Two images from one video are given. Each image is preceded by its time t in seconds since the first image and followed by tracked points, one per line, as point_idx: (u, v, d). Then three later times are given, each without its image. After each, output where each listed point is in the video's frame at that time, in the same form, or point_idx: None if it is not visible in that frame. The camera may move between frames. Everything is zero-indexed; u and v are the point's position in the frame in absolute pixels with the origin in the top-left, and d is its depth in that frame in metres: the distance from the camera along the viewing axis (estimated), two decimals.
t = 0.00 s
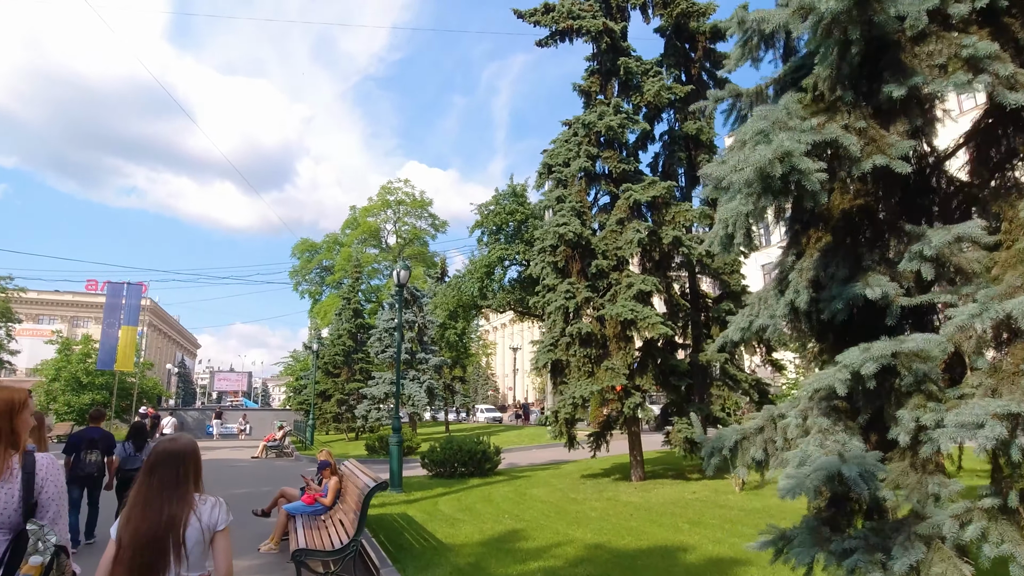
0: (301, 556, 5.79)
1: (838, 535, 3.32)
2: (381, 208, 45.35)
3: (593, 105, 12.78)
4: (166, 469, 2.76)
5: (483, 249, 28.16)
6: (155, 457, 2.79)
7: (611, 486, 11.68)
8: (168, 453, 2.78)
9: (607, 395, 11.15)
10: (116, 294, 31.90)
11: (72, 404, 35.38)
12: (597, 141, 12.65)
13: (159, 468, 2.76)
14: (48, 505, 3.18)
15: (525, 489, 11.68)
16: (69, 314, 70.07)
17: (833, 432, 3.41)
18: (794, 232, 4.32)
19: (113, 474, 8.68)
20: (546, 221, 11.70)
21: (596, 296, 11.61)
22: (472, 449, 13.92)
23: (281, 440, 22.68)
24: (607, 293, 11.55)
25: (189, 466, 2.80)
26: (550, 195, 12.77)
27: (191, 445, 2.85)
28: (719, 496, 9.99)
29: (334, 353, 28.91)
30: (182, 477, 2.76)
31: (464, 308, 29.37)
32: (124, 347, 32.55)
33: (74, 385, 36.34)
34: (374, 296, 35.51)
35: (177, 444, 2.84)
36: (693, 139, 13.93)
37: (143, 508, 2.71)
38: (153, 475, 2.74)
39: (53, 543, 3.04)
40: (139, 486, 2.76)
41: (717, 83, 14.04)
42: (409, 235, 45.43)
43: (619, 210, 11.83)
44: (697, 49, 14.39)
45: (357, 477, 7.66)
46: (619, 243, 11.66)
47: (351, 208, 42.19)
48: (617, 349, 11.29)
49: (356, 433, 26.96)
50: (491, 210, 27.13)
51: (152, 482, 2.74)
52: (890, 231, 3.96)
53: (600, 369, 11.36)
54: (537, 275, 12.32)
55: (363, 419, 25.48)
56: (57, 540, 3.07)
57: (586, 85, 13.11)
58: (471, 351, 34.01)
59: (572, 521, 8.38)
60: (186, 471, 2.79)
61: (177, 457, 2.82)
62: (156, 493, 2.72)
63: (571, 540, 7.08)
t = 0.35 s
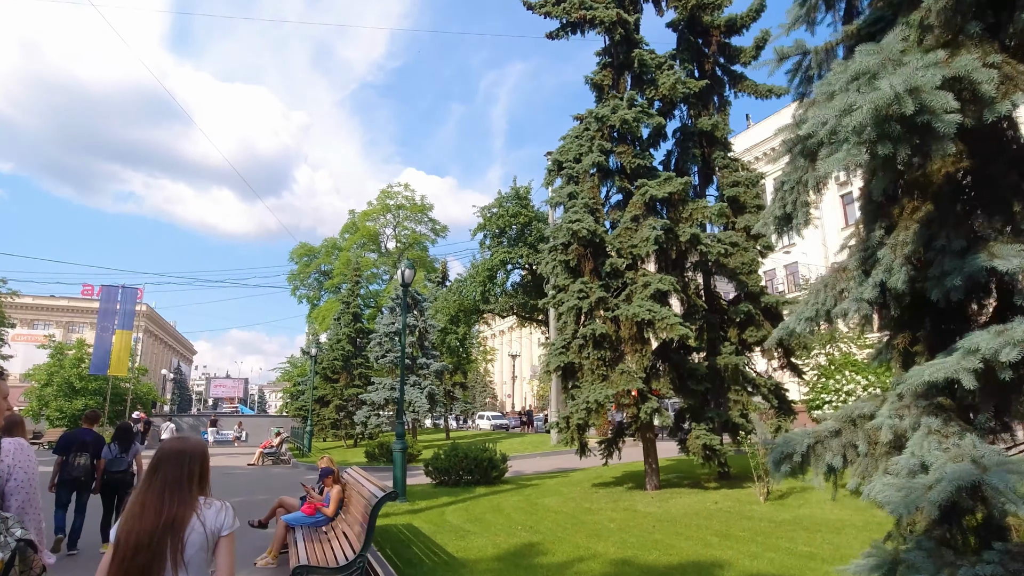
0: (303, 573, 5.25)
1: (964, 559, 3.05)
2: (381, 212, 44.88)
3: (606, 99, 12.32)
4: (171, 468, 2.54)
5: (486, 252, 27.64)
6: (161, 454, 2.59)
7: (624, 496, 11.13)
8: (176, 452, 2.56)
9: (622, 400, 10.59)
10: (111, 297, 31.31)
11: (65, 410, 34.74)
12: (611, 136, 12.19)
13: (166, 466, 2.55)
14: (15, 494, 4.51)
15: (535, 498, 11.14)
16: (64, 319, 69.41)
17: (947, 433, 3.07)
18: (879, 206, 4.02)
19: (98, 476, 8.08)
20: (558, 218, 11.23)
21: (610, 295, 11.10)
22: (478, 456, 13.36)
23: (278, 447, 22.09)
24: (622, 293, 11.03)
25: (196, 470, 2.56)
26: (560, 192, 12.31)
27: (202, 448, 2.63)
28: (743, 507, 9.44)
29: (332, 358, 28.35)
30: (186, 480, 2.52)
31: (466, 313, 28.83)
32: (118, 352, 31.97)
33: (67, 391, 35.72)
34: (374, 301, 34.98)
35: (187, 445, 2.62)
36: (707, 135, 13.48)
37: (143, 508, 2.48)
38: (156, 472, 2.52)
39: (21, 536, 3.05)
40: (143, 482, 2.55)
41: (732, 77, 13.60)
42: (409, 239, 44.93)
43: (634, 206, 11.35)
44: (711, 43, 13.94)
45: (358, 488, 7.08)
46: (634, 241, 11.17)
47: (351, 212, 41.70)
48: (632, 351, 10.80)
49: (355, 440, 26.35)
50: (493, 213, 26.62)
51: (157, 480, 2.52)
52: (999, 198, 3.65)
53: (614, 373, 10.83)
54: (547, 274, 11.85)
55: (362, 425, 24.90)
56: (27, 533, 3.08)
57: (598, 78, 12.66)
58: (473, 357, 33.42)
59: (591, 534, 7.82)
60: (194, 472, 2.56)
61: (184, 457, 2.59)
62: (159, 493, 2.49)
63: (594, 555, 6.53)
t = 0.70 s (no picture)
0: None
1: None
2: (379, 215, 44.40)
3: (617, 93, 11.86)
4: (210, 473, 2.77)
5: (487, 255, 27.18)
6: (190, 460, 2.74)
7: (636, 506, 10.63)
8: (210, 458, 2.80)
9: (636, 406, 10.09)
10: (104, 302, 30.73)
11: (56, 416, 34.04)
12: (622, 131, 11.74)
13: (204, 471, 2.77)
14: None
15: (544, 509, 10.63)
16: (58, 323, 68.57)
17: None
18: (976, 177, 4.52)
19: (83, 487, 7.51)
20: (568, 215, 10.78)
21: (623, 297, 10.61)
22: (483, 464, 12.84)
23: (274, 453, 21.51)
24: (636, 294, 10.54)
25: (222, 472, 2.85)
26: (570, 189, 11.85)
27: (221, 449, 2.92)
28: (766, 519, 8.93)
29: (330, 363, 27.76)
30: (219, 483, 2.79)
31: (466, 317, 28.33)
32: (111, 357, 31.36)
33: (58, 396, 35.02)
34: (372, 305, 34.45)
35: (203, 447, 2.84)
36: (720, 132, 13.04)
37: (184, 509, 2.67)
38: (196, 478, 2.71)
39: None
40: (177, 488, 2.68)
41: (746, 72, 13.18)
42: (408, 242, 44.43)
43: (648, 204, 10.91)
44: (722, 38, 13.53)
45: (360, 503, 6.55)
46: (648, 240, 10.69)
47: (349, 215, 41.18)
48: (646, 354, 10.30)
49: (353, 446, 25.78)
50: (495, 215, 26.15)
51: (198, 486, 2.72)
52: None
53: (627, 378, 10.32)
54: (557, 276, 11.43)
55: (360, 432, 24.34)
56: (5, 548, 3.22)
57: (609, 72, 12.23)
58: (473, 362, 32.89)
59: (607, 549, 7.33)
60: (214, 477, 2.80)
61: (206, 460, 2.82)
62: (198, 495, 2.72)
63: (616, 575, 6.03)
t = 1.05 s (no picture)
0: None
1: None
2: (381, 217, 43.94)
3: (636, 83, 11.39)
4: (234, 487, 3.12)
5: (493, 255, 26.68)
6: (216, 481, 3.03)
7: (658, 515, 10.09)
8: (232, 472, 3.13)
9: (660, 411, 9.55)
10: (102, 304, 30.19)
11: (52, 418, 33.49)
12: (642, 123, 11.26)
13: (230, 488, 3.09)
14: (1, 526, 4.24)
15: (560, 519, 10.12)
16: (56, 325, 68.00)
17: None
18: None
19: (72, 491, 7.06)
20: (588, 210, 10.30)
21: (645, 295, 10.11)
22: (495, 471, 12.29)
23: (275, 457, 20.98)
24: (659, 293, 10.05)
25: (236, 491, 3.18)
26: (587, 183, 11.38)
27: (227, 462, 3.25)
28: (800, 531, 8.40)
29: (333, 365, 27.21)
30: (241, 501, 3.12)
31: (471, 318, 27.85)
32: (109, 359, 30.84)
33: (55, 398, 34.49)
34: (375, 306, 33.94)
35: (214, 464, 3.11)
36: (741, 125, 12.55)
37: (219, 532, 2.97)
38: (228, 498, 3.03)
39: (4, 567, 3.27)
40: (211, 510, 2.96)
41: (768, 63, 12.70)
42: (410, 244, 43.96)
43: (670, 198, 10.43)
44: (742, 29, 13.04)
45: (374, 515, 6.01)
46: (671, 236, 10.21)
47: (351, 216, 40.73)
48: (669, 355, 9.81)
49: (356, 450, 25.23)
50: (501, 215, 25.69)
51: (231, 500, 3.06)
52: None
53: (650, 381, 9.82)
54: (575, 274, 10.96)
55: (363, 435, 23.81)
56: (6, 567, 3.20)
57: (627, 61, 11.75)
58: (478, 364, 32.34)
59: (639, 564, 6.82)
60: (232, 497, 3.08)
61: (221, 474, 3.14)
62: (225, 518, 3.00)
63: None
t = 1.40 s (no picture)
0: None
1: None
2: (391, 218, 43.61)
3: (666, 72, 10.95)
4: (264, 470, 2.92)
5: (506, 256, 26.27)
6: (248, 461, 2.83)
7: (692, 523, 9.58)
8: (261, 456, 2.93)
9: (696, 413, 9.04)
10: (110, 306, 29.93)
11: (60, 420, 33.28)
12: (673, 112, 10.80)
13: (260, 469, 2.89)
14: (18, 527, 3.53)
15: (589, 526, 9.64)
16: (65, 327, 68.05)
17: None
18: None
19: (78, 492, 6.64)
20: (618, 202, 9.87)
21: (679, 291, 9.65)
22: (517, 475, 11.82)
23: (286, 461, 20.59)
24: (694, 289, 9.57)
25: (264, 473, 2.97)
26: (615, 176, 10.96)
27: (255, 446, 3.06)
28: (851, 541, 7.86)
29: (343, 367, 26.82)
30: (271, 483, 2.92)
31: (483, 320, 27.45)
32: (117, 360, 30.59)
33: (63, 399, 34.28)
34: (385, 308, 33.57)
35: (243, 445, 2.92)
36: (772, 117, 12.10)
37: (251, 515, 2.77)
38: (259, 478, 2.84)
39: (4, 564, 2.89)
40: (244, 490, 2.77)
41: (800, 53, 12.22)
42: (419, 246, 43.60)
43: (703, 190, 9.96)
44: (773, 18, 12.57)
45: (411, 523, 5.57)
46: (705, 228, 9.74)
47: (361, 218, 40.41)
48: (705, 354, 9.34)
49: (367, 453, 24.83)
50: (514, 215, 25.28)
51: (261, 484, 2.86)
52: None
53: (685, 381, 9.34)
54: (603, 269, 10.52)
55: (374, 439, 23.38)
56: None
57: (656, 50, 11.30)
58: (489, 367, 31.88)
59: None
60: (263, 479, 2.87)
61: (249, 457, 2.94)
62: (256, 500, 2.80)
63: None
